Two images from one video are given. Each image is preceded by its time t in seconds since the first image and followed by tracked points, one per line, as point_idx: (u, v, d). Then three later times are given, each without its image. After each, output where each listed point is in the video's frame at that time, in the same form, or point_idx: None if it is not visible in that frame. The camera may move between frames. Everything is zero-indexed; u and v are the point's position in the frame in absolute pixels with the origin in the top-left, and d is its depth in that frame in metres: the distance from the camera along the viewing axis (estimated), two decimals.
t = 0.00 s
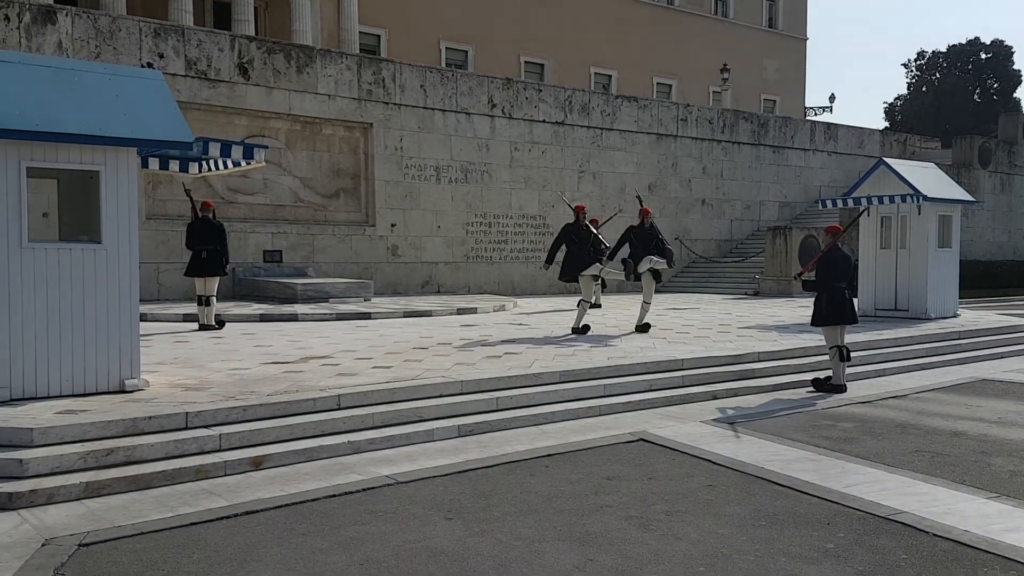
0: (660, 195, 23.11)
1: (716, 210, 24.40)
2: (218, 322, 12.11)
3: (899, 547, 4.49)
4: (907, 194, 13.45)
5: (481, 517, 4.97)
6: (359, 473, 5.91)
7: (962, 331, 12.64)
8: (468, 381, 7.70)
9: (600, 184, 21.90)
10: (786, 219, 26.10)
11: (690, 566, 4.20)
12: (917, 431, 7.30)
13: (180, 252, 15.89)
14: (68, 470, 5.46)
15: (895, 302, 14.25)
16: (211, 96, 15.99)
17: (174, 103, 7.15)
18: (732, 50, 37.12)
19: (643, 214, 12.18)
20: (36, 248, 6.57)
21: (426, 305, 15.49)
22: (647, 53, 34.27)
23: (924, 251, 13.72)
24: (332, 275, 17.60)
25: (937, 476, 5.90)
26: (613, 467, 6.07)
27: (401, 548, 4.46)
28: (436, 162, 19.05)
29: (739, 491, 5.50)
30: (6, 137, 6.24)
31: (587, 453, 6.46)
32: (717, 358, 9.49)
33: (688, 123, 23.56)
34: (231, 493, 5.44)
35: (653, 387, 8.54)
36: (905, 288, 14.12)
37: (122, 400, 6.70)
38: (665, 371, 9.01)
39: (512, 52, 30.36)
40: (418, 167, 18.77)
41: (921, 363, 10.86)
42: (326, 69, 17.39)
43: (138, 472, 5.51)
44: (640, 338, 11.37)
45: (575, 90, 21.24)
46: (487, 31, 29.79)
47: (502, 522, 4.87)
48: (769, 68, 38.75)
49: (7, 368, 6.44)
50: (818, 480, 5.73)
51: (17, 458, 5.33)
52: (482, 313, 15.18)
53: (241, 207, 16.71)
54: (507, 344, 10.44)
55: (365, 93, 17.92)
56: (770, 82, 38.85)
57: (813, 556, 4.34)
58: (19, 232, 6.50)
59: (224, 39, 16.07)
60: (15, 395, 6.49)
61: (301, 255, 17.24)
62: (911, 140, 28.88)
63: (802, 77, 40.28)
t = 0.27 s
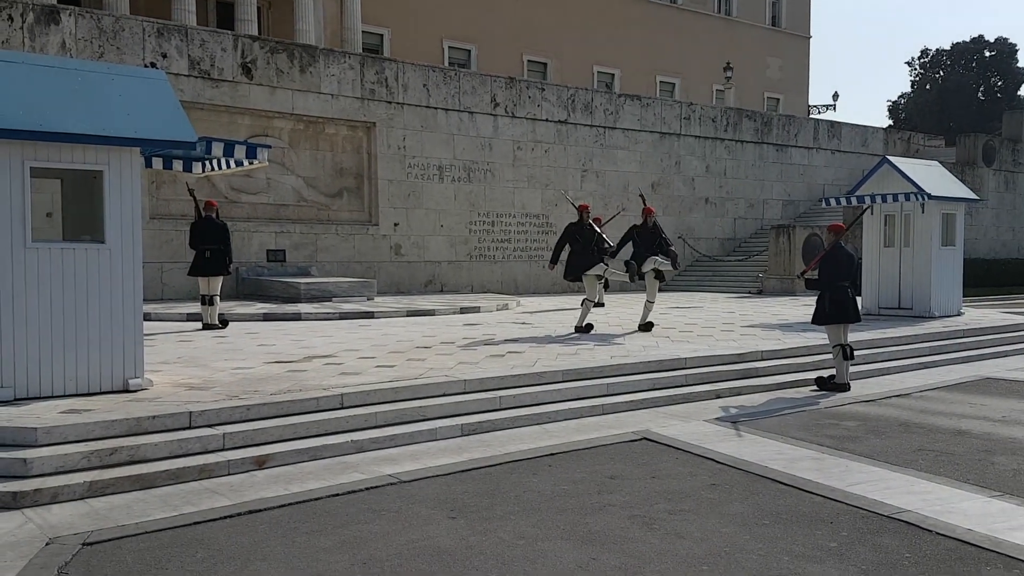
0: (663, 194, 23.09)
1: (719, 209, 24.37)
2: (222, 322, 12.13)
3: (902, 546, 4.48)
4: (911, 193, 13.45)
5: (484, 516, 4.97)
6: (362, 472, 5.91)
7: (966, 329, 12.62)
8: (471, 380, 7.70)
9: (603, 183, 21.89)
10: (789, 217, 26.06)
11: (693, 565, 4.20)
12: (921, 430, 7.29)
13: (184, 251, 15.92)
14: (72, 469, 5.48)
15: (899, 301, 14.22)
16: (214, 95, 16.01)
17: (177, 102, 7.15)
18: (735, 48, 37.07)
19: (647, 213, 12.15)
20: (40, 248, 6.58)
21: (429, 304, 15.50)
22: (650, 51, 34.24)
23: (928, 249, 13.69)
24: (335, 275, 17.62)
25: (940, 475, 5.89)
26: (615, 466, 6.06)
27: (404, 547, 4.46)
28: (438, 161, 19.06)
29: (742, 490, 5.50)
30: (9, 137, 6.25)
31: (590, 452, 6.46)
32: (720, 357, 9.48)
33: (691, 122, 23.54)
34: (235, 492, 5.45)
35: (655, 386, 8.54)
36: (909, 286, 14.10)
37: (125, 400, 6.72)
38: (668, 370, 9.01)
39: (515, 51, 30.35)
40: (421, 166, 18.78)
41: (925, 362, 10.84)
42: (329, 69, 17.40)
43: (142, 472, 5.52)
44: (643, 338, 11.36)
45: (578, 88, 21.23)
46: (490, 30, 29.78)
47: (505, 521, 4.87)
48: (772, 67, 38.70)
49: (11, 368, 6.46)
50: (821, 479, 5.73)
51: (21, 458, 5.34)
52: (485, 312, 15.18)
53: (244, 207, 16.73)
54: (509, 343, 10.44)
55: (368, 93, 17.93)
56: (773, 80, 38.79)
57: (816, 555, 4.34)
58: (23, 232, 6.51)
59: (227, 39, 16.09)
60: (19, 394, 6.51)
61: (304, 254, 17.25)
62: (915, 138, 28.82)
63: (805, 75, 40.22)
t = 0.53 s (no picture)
0: (666, 194, 23.08)
1: (723, 209, 24.35)
2: (226, 322, 12.16)
3: (906, 546, 4.47)
4: (915, 192, 13.43)
5: (487, 516, 4.98)
6: (365, 472, 5.92)
7: (970, 329, 12.60)
8: (474, 380, 7.71)
9: (607, 183, 21.88)
10: (793, 217, 26.03)
11: (696, 565, 4.20)
12: (925, 430, 7.27)
13: (188, 252, 15.95)
14: (76, 469, 5.50)
15: (903, 301, 14.19)
16: (218, 96, 16.04)
17: (180, 102, 7.17)
18: (739, 47, 37.04)
19: (652, 213, 12.15)
20: (44, 249, 6.60)
21: (433, 304, 15.51)
22: (653, 51, 34.23)
23: (932, 248, 13.66)
24: (339, 275, 17.64)
25: (944, 474, 5.88)
26: (619, 465, 6.07)
27: (406, 547, 4.47)
28: (442, 161, 19.06)
29: (745, 490, 5.50)
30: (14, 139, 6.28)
31: (593, 451, 6.46)
32: (724, 357, 9.48)
33: (695, 122, 23.52)
34: (238, 492, 5.46)
35: (659, 386, 8.54)
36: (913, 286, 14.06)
37: (129, 400, 6.73)
38: (671, 370, 9.00)
39: (518, 51, 30.36)
40: (425, 166, 18.79)
41: (929, 362, 10.82)
42: (333, 69, 17.42)
43: (145, 471, 5.53)
44: (647, 337, 11.36)
45: (581, 88, 21.23)
46: (493, 30, 29.78)
47: (508, 521, 4.88)
48: (776, 66, 38.67)
49: (16, 368, 6.49)
50: (825, 478, 5.72)
51: (26, 458, 5.36)
52: (489, 312, 15.19)
53: (248, 207, 16.76)
54: (513, 343, 10.44)
55: (372, 93, 17.95)
56: (777, 79, 38.76)
57: (820, 555, 4.33)
58: (27, 232, 6.53)
59: (231, 39, 16.12)
60: (24, 395, 6.54)
61: (308, 254, 17.27)
62: (919, 137, 28.77)
63: (810, 74, 40.18)
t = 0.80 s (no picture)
0: (667, 193, 23.07)
1: (724, 208, 24.34)
2: (227, 322, 12.17)
3: (908, 545, 4.47)
4: (916, 191, 13.42)
5: (488, 515, 4.98)
6: (366, 472, 5.92)
7: (972, 328, 12.59)
8: (475, 379, 7.71)
9: (608, 182, 21.87)
10: (794, 216, 26.02)
11: (697, 564, 4.20)
12: (927, 428, 7.27)
13: (189, 252, 15.95)
14: (77, 469, 5.50)
15: (904, 300, 14.16)
16: (219, 96, 16.04)
17: (180, 103, 7.18)
18: (740, 47, 37.03)
19: (654, 213, 12.14)
20: (45, 249, 6.61)
21: (434, 304, 15.51)
22: (654, 50, 34.22)
23: (933, 247, 13.65)
24: (340, 275, 17.64)
25: (946, 473, 5.88)
26: (620, 465, 6.07)
27: (407, 546, 4.47)
28: (443, 161, 19.06)
29: (747, 489, 5.49)
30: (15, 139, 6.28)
31: (594, 451, 6.46)
32: (725, 356, 9.48)
33: (696, 121, 23.51)
34: (240, 492, 5.46)
35: (660, 385, 8.54)
36: (914, 285, 14.03)
37: (130, 400, 6.74)
38: (672, 369, 9.00)
39: (519, 50, 30.35)
40: (426, 166, 18.79)
41: (931, 361, 10.81)
42: (334, 69, 17.43)
43: (147, 471, 5.54)
44: (648, 337, 11.35)
45: (582, 88, 21.22)
46: (494, 30, 29.77)
47: (509, 521, 4.88)
48: (777, 65, 38.65)
49: (18, 369, 6.49)
50: (826, 478, 5.72)
51: (27, 458, 5.36)
52: (490, 312, 15.19)
53: (249, 207, 16.77)
54: (514, 343, 10.44)
55: (373, 93, 17.94)
56: (778, 78, 38.74)
57: (821, 554, 4.33)
58: (28, 233, 6.54)
59: (232, 40, 16.12)
60: (26, 395, 6.54)
61: (309, 254, 17.27)
62: (920, 136, 28.75)
63: (810, 74, 40.17)
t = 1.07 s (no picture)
0: (667, 191, 23.06)
1: (724, 206, 24.32)
2: (228, 321, 12.17)
3: (909, 543, 4.46)
4: (916, 189, 13.42)
5: (489, 514, 4.98)
6: (367, 470, 5.92)
7: (973, 326, 12.59)
8: (475, 378, 7.71)
9: (608, 181, 21.87)
10: (795, 214, 26.02)
11: (698, 562, 4.20)
12: (927, 426, 7.27)
13: (189, 251, 15.95)
14: (78, 468, 5.50)
15: (905, 298, 14.17)
16: (219, 95, 16.04)
17: (180, 101, 7.17)
18: (740, 45, 37.00)
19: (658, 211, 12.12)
20: (45, 248, 6.61)
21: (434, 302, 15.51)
22: (654, 48, 34.20)
23: (934, 245, 13.65)
24: (340, 273, 17.64)
25: (946, 471, 5.88)
26: (621, 463, 6.07)
27: (408, 545, 4.47)
28: (443, 159, 19.06)
29: (747, 487, 5.49)
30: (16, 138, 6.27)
31: (594, 449, 6.46)
32: (725, 354, 9.47)
33: (696, 119, 23.50)
34: (241, 490, 5.46)
35: (661, 384, 8.54)
36: (915, 283, 14.04)
37: (131, 399, 6.74)
38: (672, 368, 9.00)
39: (519, 49, 30.34)
40: (426, 165, 18.78)
41: (931, 358, 10.81)
42: (334, 68, 17.42)
43: (147, 470, 5.54)
44: (648, 335, 11.34)
45: (582, 86, 21.21)
46: (494, 28, 29.75)
47: (510, 519, 4.88)
48: (777, 63, 38.63)
49: (18, 367, 6.50)
50: (827, 476, 5.72)
51: (28, 457, 5.36)
52: (490, 310, 15.19)
53: (249, 206, 16.77)
54: (515, 341, 10.44)
55: (373, 92, 17.93)
56: (779, 76, 38.72)
57: (821, 552, 4.33)
58: (28, 232, 6.54)
59: (232, 38, 16.12)
60: (26, 394, 6.54)
61: (309, 253, 17.27)
62: (921, 134, 28.74)
63: (811, 72, 40.14)
